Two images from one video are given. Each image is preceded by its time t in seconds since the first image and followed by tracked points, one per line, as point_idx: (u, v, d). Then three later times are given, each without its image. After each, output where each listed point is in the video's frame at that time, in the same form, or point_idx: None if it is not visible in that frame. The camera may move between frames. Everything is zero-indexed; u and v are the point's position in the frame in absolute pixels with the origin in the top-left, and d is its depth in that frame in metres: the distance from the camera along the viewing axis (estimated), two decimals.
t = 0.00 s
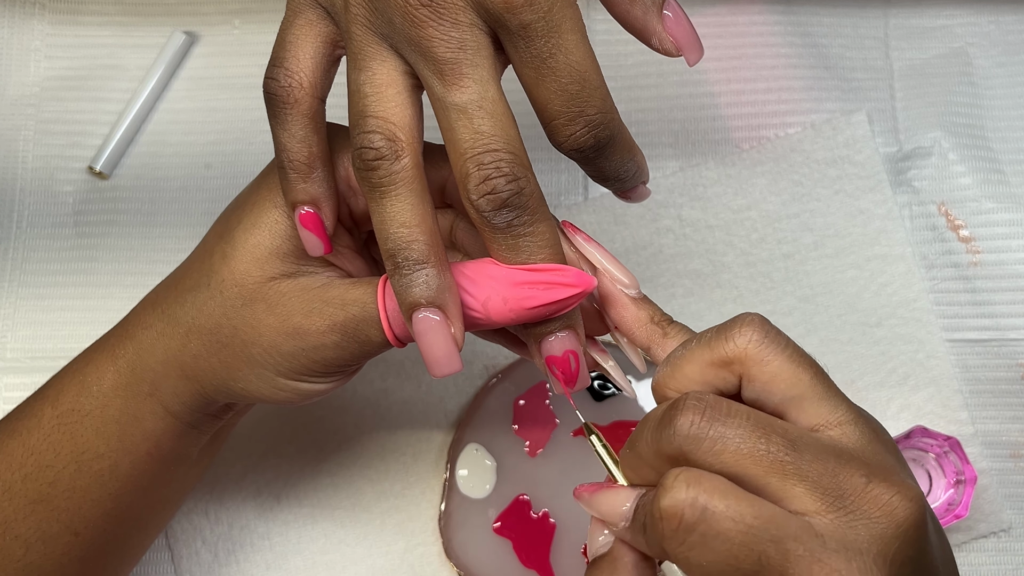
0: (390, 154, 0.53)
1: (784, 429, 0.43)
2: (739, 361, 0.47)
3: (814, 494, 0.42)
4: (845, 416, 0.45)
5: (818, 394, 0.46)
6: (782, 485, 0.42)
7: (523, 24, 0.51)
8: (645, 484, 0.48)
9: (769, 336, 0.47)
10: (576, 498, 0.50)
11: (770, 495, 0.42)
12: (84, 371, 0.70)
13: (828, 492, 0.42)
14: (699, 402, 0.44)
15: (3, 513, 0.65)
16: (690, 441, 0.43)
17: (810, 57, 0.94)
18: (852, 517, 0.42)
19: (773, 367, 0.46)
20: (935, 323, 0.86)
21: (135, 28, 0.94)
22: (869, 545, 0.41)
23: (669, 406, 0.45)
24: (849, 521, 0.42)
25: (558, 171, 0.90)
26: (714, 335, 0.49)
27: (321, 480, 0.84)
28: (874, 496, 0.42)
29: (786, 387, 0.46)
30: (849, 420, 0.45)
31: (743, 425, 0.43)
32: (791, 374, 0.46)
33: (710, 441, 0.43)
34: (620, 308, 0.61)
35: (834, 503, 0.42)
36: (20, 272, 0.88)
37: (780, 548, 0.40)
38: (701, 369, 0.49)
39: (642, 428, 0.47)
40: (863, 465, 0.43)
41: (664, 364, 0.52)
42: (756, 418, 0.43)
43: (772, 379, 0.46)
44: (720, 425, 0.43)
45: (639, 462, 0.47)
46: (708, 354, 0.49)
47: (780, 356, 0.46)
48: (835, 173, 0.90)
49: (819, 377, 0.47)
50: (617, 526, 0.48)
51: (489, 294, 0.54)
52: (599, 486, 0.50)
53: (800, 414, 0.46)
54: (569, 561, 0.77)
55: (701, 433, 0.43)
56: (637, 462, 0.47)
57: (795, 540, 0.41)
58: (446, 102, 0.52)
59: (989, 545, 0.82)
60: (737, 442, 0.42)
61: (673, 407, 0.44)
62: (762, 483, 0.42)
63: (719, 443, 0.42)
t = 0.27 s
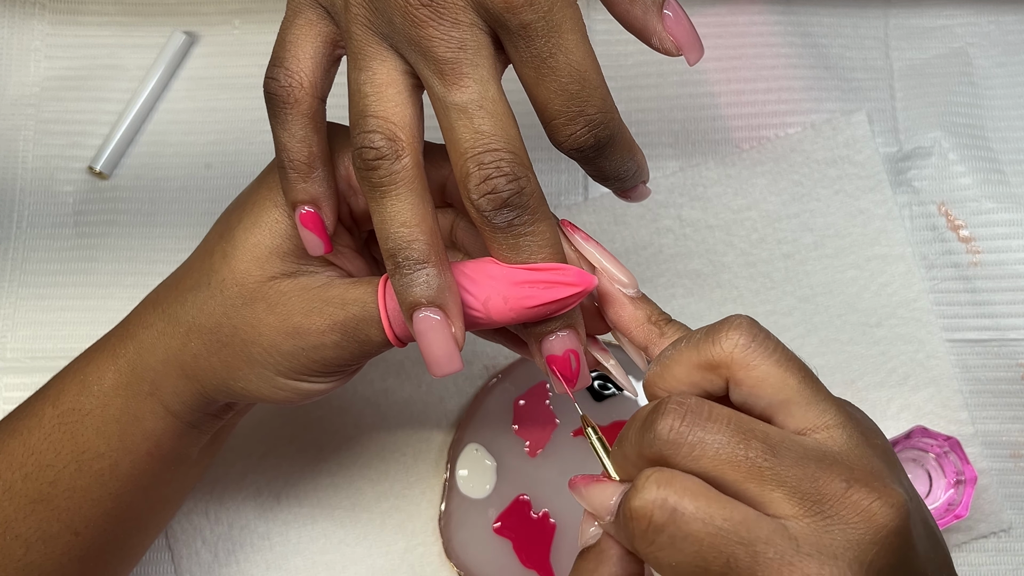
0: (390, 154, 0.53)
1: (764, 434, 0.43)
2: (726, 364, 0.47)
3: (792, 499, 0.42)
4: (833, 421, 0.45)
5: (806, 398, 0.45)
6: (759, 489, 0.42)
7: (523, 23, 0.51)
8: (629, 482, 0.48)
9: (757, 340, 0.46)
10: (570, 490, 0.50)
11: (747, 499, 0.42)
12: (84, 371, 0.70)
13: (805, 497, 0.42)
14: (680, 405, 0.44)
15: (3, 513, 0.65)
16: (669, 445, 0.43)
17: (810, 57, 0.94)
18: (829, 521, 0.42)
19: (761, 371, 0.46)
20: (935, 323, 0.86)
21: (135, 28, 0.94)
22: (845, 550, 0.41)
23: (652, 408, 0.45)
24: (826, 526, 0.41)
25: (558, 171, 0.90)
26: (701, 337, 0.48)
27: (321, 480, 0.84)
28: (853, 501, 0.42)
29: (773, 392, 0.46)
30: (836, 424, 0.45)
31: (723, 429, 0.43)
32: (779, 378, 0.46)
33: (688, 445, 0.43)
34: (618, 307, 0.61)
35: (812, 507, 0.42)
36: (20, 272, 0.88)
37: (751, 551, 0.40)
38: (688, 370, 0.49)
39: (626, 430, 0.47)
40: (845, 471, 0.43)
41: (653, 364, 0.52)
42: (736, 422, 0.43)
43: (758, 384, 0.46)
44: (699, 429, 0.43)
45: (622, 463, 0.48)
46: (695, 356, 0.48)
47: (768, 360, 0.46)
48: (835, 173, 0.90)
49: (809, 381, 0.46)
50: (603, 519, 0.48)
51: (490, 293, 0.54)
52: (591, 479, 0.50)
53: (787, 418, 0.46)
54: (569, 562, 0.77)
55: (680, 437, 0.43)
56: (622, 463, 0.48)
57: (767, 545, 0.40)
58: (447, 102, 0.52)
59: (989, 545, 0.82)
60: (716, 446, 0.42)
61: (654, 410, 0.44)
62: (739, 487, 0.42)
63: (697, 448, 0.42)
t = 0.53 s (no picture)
0: (390, 154, 0.53)
1: (773, 441, 0.43)
2: (730, 372, 0.46)
3: (803, 506, 0.42)
4: (838, 426, 0.45)
5: (812, 406, 0.45)
6: (770, 497, 0.42)
7: (523, 23, 0.51)
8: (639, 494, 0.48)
9: (762, 347, 0.46)
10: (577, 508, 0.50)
11: (757, 508, 0.42)
12: (85, 370, 0.70)
13: (816, 504, 0.42)
14: (687, 414, 0.43)
15: (4, 512, 0.65)
16: (677, 454, 0.43)
17: (810, 57, 0.94)
18: (840, 529, 0.42)
19: (766, 378, 0.45)
20: (935, 323, 0.86)
21: (135, 28, 0.94)
22: (857, 557, 0.41)
23: (659, 418, 0.45)
24: (837, 534, 0.42)
25: (558, 171, 0.90)
26: (706, 346, 0.48)
27: (321, 480, 0.84)
28: (863, 508, 0.42)
29: (778, 399, 0.45)
30: (842, 430, 0.45)
31: (731, 437, 0.42)
32: (784, 385, 0.45)
33: (698, 454, 0.42)
34: (618, 309, 0.61)
35: (823, 514, 0.42)
36: (20, 272, 0.88)
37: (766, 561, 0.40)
38: (693, 381, 0.48)
39: (634, 440, 0.47)
40: (854, 477, 0.43)
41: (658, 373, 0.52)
42: (745, 430, 0.43)
43: (763, 391, 0.46)
44: (708, 437, 0.42)
45: (632, 475, 0.48)
46: (699, 366, 0.48)
47: (772, 367, 0.46)
48: (835, 173, 0.90)
49: (813, 387, 0.46)
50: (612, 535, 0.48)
51: (490, 293, 0.54)
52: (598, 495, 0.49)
53: (793, 425, 0.46)
54: (569, 562, 0.77)
55: (689, 446, 0.42)
56: (631, 475, 0.48)
57: (781, 554, 0.41)
58: (446, 102, 0.52)
59: (989, 545, 0.82)
60: (725, 455, 0.42)
61: (661, 419, 0.44)
62: (750, 496, 0.42)
63: (706, 456, 0.42)
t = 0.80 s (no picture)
0: (392, 155, 0.53)
1: (772, 436, 0.43)
2: (731, 371, 0.47)
3: (802, 500, 0.42)
4: (838, 424, 0.45)
5: (811, 402, 0.45)
6: (768, 491, 0.42)
7: (524, 24, 0.51)
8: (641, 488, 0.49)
9: (761, 345, 0.46)
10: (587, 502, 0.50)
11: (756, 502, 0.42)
12: (87, 371, 0.70)
13: (814, 498, 0.42)
14: (686, 409, 0.44)
15: (5, 513, 0.65)
16: (677, 447, 0.43)
17: (810, 57, 0.94)
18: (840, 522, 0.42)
19: (765, 376, 0.46)
20: (935, 323, 0.86)
21: (135, 27, 0.94)
22: (855, 550, 0.41)
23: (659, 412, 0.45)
24: (836, 527, 0.42)
25: (558, 171, 0.90)
26: (706, 345, 0.48)
27: (322, 480, 0.84)
28: (863, 503, 0.42)
29: (778, 397, 0.46)
30: (841, 427, 0.45)
31: (729, 433, 0.43)
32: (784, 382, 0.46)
33: (697, 448, 0.43)
34: (622, 308, 0.61)
35: (822, 508, 0.42)
36: (20, 272, 0.88)
37: (763, 551, 0.41)
38: (694, 381, 0.49)
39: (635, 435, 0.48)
40: (853, 472, 0.43)
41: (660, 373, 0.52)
42: (743, 425, 0.43)
43: (764, 389, 0.46)
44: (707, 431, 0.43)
45: (634, 470, 0.48)
46: (700, 364, 0.48)
47: (772, 365, 0.46)
48: (835, 173, 0.90)
49: (813, 384, 0.46)
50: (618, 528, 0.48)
51: (491, 293, 0.54)
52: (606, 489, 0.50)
53: (794, 422, 0.46)
54: (569, 561, 0.77)
55: (689, 441, 0.43)
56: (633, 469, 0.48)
57: (778, 544, 0.41)
58: (448, 103, 0.52)
59: (989, 545, 0.82)
60: (724, 448, 0.42)
61: (662, 414, 0.45)
62: (749, 489, 0.42)
63: (705, 451, 0.43)
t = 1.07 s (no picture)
0: (392, 155, 0.53)
1: (788, 437, 0.43)
2: (745, 370, 0.47)
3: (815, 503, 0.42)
4: (848, 427, 0.45)
5: (822, 405, 0.45)
6: (784, 492, 0.42)
7: (524, 24, 0.51)
8: (648, 487, 0.48)
9: (776, 345, 0.46)
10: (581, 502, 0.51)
11: (770, 502, 0.42)
12: (88, 371, 0.70)
13: (828, 501, 0.42)
14: (703, 407, 0.43)
15: (7, 512, 0.65)
16: (693, 446, 0.43)
17: (810, 57, 0.94)
18: (851, 526, 0.42)
19: (779, 377, 0.46)
20: (935, 323, 0.86)
21: (135, 27, 0.94)
22: (869, 556, 0.41)
23: (675, 410, 0.45)
24: (848, 530, 0.42)
25: (558, 171, 0.90)
26: (720, 343, 0.48)
27: (322, 480, 0.84)
28: (873, 506, 0.42)
29: (789, 398, 0.46)
30: (851, 431, 0.45)
31: (746, 429, 0.42)
32: (797, 384, 0.46)
33: (714, 446, 0.42)
34: (625, 308, 0.61)
35: (835, 512, 0.42)
36: (20, 272, 0.88)
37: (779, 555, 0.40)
38: (706, 377, 0.48)
39: (646, 432, 0.47)
40: (864, 476, 0.43)
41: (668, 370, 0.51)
42: (760, 425, 0.43)
43: (777, 389, 0.46)
44: (725, 429, 0.42)
45: (642, 468, 0.47)
46: (714, 362, 0.48)
47: (786, 365, 0.46)
48: (835, 173, 0.90)
49: (823, 386, 0.46)
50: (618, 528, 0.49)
51: (491, 293, 0.54)
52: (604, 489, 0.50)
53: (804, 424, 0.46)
54: (569, 561, 0.77)
55: (706, 437, 0.42)
56: (642, 468, 0.47)
57: (795, 548, 0.40)
58: (448, 103, 0.52)
59: (989, 545, 0.82)
60: (742, 447, 0.42)
61: (678, 411, 0.44)
62: (764, 490, 0.42)
63: (721, 448, 0.42)
